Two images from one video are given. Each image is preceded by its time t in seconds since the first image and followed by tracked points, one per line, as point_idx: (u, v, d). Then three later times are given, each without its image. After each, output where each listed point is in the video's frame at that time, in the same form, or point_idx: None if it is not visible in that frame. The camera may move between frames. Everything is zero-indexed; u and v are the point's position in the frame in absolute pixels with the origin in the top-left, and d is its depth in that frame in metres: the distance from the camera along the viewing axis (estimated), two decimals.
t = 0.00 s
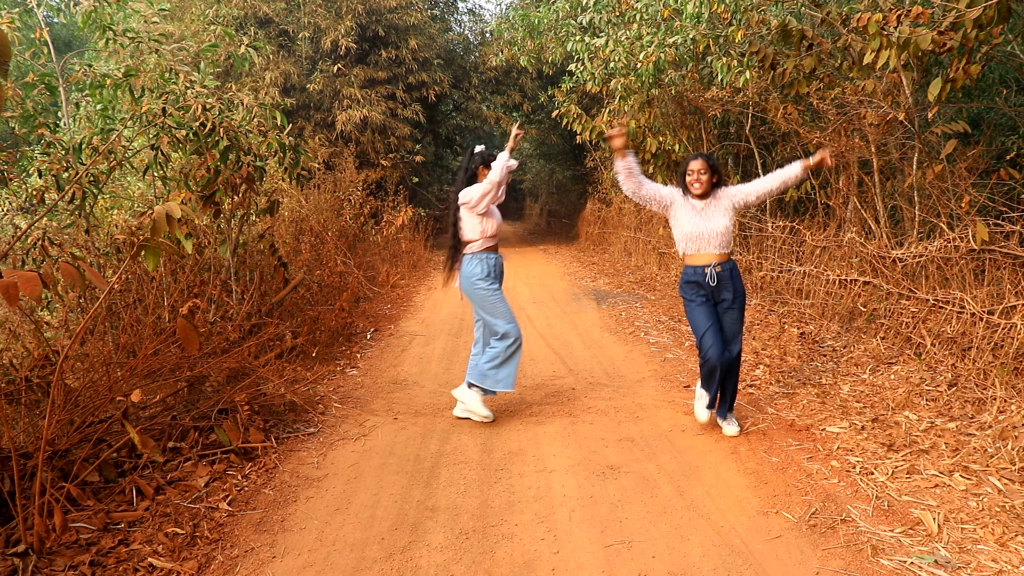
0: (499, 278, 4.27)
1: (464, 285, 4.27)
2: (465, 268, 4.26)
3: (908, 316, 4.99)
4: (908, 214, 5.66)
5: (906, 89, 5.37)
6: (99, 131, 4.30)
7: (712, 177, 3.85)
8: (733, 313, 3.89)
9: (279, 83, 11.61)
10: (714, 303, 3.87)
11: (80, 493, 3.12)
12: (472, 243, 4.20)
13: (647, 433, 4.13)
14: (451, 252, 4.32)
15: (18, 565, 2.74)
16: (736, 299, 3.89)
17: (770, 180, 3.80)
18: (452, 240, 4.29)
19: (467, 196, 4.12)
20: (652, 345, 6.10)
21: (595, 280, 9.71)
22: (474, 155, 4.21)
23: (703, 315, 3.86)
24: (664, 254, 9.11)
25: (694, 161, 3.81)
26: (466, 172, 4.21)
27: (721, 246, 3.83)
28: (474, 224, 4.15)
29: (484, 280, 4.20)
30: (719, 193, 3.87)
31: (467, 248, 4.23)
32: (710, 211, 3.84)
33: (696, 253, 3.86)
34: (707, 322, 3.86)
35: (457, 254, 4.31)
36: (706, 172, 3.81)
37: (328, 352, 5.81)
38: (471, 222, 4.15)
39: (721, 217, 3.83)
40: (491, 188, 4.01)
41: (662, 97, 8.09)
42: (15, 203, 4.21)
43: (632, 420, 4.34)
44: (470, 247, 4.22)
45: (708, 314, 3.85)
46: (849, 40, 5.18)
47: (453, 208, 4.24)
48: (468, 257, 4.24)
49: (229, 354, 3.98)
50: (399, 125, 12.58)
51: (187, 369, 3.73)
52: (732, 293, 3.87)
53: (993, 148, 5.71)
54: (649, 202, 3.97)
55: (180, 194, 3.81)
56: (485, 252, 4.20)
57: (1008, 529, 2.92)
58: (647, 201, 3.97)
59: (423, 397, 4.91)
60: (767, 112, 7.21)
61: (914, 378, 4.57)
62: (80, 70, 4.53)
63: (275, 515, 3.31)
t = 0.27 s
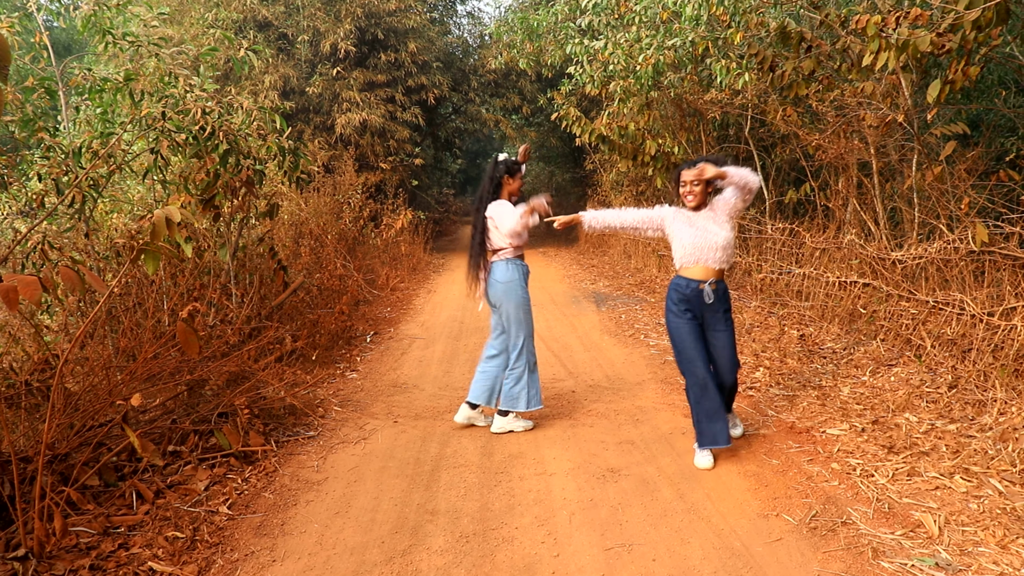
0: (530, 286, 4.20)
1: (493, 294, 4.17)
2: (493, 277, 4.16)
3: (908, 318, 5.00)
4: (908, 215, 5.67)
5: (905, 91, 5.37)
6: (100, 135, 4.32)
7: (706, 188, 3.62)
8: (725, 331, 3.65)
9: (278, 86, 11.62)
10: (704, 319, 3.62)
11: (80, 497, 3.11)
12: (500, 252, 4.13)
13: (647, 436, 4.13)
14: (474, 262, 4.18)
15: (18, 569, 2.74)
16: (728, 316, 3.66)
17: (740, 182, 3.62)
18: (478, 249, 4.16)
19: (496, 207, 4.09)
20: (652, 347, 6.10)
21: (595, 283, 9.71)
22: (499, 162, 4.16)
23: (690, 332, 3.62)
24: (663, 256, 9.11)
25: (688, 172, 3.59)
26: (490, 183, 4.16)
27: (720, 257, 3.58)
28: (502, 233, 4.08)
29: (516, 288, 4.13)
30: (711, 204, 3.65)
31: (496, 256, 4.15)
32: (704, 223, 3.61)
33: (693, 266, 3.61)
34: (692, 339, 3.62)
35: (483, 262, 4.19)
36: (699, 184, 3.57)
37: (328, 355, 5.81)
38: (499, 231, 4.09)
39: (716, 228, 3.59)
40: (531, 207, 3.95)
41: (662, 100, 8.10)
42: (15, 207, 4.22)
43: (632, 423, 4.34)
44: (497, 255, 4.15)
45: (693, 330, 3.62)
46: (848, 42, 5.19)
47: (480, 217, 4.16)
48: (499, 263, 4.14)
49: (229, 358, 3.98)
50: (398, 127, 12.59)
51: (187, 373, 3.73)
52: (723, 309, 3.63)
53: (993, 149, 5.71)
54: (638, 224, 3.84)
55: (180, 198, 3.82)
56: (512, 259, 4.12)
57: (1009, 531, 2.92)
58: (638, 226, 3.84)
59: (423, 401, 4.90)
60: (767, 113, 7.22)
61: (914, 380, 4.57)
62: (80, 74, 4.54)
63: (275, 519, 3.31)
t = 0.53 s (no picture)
0: (557, 283, 4.19)
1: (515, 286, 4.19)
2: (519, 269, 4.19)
3: (908, 321, 4.99)
4: (908, 219, 5.64)
5: (906, 95, 5.38)
6: (101, 135, 4.34)
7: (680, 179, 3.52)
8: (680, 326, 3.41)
9: (279, 88, 11.63)
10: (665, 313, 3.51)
11: (79, 497, 3.11)
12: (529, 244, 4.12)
13: (646, 439, 4.12)
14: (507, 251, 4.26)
15: (16, 569, 2.74)
16: (684, 309, 3.41)
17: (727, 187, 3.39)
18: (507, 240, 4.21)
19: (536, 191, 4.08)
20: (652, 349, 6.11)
21: (595, 286, 9.71)
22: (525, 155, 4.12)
23: (655, 325, 3.58)
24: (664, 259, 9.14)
25: (663, 160, 3.45)
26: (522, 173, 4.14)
27: (676, 254, 3.46)
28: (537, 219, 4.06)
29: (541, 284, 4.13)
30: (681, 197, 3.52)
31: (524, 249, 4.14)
32: (668, 215, 3.50)
33: (647, 258, 3.57)
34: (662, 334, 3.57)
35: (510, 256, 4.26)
36: (672, 172, 3.48)
37: (328, 357, 5.81)
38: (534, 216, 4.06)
39: (677, 223, 3.46)
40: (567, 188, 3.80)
41: (662, 102, 8.12)
42: (16, 207, 4.22)
43: (632, 426, 4.34)
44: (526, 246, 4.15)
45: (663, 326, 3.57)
46: (849, 45, 5.18)
47: (512, 204, 4.15)
48: (528, 257, 4.13)
49: (228, 359, 3.99)
50: (398, 129, 12.60)
51: (187, 373, 3.73)
52: (679, 301, 3.43)
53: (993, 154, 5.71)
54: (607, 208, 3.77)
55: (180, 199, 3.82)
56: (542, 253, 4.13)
57: (1008, 535, 2.91)
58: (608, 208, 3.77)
59: (422, 402, 4.90)
60: (767, 117, 7.24)
61: (914, 384, 4.57)
62: (81, 75, 4.55)
63: (274, 521, 3.30)
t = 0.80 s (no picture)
0: (593, 298, 4.32)
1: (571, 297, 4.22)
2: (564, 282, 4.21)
3: (907, 323, 5.00)
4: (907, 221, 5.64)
5: (906, 97, 5.38)
6: (100, 137, 4.32)
7: (640, 204, 3.36)
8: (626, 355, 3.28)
9: (278, 89, 11.63)
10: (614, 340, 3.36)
11: (78, 499, 3.10)
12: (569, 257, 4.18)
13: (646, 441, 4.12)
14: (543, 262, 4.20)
15: (15, 570, 2.74)
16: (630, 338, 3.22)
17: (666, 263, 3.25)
18: (546, 251, 4.17)
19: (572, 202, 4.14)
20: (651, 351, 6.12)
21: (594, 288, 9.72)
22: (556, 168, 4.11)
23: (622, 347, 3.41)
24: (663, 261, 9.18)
25: (621, 182, 3.33)
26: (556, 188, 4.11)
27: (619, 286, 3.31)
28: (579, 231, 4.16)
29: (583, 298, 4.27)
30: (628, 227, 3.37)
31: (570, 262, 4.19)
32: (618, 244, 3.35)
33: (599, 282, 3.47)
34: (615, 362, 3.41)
35: (547, 269, 4.22)
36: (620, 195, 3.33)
37: (327, 358, 5.81)
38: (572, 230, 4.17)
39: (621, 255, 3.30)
40: (582, 210, 3.83)
41: (662, 104, 8.15)
42: (15, 209, 4.23)
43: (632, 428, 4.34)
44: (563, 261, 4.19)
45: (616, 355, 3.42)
46: (848, 47, 5.19)
47: (551, 220, 4.12)
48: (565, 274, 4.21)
49: (227, 361, 3.99)
50: (398, 131, 12.61)
51: (186, 375, 3.73)
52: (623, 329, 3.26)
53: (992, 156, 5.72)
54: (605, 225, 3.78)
55: (180, 201, 3.82)
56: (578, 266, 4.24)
57: (1008, 537, 2.92)
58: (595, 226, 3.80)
59: (422, 404, 4.90)
60: (766, 119, 7.25)
61: (913, 386, 4.57)
62: (81, 76, 4.55)
63: (273, 523, 3.30)
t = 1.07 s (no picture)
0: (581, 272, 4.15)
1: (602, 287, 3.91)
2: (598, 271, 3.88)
3: (908, 325, 5.00)
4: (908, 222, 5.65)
5: (906, 98, 5.38)
6: (101, 137, 4.33)
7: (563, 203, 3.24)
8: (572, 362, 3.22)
9: (279, 90, 11.64)
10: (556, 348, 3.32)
11: (78, 499, 3.10)
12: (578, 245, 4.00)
13: (646, 442, 4.12)
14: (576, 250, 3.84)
15: (15, 570, 2.74)
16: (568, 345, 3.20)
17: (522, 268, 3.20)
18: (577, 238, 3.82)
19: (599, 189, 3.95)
20: (652, 352, 6.11)
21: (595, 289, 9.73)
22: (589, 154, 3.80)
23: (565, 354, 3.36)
24: (664, 262, 9.17)
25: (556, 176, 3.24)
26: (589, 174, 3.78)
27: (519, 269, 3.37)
28: (604, 219, 3.92)
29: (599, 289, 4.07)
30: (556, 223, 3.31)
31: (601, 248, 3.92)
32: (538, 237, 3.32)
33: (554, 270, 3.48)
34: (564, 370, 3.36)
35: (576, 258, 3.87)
36: (552, 187, 3.26)
37: (328, 359, 5.81)
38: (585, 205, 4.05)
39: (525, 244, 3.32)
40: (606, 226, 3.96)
41: (662, 105, 8.16)
42: (16, 209, 4.23)
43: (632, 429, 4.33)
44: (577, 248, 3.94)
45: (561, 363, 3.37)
46: (849, 49, 5.19)
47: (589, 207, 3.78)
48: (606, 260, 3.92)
49: (228, 361, 3.99)
50: (398, 132, 12.62)
51: (186, 375, 3.73)
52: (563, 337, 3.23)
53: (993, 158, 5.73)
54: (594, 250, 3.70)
55: (181, 201, 3.83)
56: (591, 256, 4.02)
57: (1008, 539, 2.91)
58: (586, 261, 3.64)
59: (422, 405, 4.90)
60: (767, 121, 7.26)
61: (914, 388, 4.57)
62: (82, 77, 4.55)
63: (274, 523, 3.30)
